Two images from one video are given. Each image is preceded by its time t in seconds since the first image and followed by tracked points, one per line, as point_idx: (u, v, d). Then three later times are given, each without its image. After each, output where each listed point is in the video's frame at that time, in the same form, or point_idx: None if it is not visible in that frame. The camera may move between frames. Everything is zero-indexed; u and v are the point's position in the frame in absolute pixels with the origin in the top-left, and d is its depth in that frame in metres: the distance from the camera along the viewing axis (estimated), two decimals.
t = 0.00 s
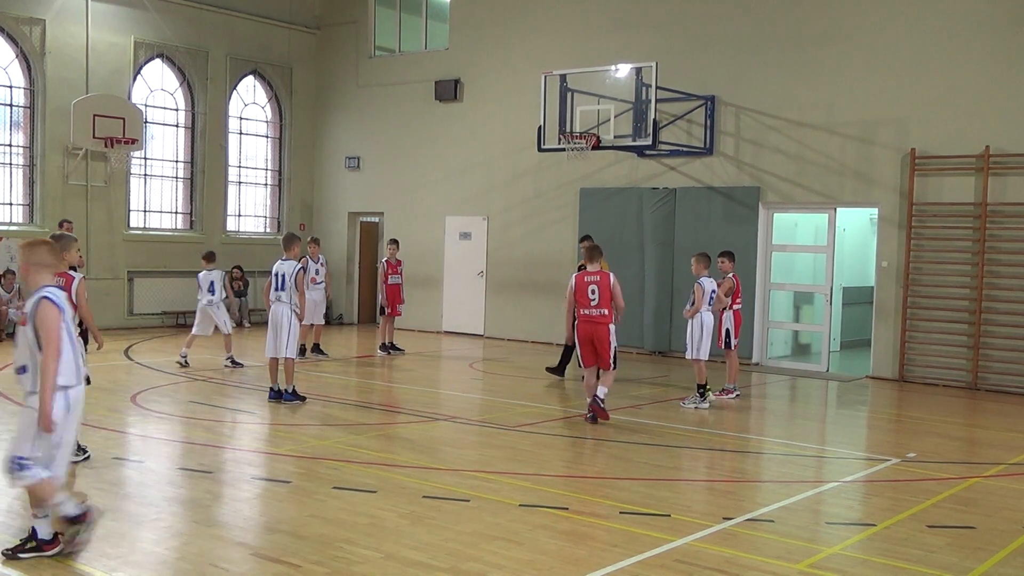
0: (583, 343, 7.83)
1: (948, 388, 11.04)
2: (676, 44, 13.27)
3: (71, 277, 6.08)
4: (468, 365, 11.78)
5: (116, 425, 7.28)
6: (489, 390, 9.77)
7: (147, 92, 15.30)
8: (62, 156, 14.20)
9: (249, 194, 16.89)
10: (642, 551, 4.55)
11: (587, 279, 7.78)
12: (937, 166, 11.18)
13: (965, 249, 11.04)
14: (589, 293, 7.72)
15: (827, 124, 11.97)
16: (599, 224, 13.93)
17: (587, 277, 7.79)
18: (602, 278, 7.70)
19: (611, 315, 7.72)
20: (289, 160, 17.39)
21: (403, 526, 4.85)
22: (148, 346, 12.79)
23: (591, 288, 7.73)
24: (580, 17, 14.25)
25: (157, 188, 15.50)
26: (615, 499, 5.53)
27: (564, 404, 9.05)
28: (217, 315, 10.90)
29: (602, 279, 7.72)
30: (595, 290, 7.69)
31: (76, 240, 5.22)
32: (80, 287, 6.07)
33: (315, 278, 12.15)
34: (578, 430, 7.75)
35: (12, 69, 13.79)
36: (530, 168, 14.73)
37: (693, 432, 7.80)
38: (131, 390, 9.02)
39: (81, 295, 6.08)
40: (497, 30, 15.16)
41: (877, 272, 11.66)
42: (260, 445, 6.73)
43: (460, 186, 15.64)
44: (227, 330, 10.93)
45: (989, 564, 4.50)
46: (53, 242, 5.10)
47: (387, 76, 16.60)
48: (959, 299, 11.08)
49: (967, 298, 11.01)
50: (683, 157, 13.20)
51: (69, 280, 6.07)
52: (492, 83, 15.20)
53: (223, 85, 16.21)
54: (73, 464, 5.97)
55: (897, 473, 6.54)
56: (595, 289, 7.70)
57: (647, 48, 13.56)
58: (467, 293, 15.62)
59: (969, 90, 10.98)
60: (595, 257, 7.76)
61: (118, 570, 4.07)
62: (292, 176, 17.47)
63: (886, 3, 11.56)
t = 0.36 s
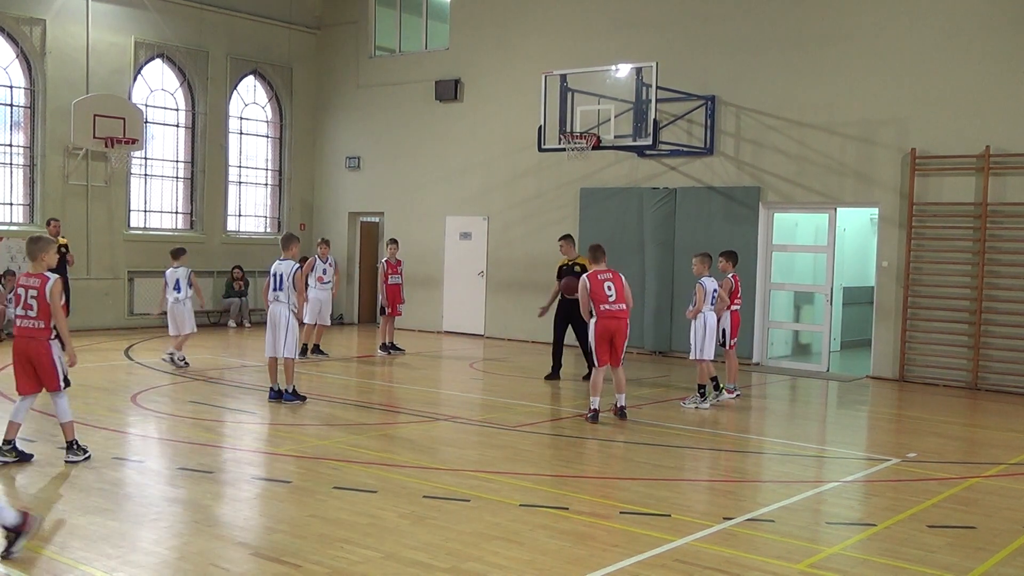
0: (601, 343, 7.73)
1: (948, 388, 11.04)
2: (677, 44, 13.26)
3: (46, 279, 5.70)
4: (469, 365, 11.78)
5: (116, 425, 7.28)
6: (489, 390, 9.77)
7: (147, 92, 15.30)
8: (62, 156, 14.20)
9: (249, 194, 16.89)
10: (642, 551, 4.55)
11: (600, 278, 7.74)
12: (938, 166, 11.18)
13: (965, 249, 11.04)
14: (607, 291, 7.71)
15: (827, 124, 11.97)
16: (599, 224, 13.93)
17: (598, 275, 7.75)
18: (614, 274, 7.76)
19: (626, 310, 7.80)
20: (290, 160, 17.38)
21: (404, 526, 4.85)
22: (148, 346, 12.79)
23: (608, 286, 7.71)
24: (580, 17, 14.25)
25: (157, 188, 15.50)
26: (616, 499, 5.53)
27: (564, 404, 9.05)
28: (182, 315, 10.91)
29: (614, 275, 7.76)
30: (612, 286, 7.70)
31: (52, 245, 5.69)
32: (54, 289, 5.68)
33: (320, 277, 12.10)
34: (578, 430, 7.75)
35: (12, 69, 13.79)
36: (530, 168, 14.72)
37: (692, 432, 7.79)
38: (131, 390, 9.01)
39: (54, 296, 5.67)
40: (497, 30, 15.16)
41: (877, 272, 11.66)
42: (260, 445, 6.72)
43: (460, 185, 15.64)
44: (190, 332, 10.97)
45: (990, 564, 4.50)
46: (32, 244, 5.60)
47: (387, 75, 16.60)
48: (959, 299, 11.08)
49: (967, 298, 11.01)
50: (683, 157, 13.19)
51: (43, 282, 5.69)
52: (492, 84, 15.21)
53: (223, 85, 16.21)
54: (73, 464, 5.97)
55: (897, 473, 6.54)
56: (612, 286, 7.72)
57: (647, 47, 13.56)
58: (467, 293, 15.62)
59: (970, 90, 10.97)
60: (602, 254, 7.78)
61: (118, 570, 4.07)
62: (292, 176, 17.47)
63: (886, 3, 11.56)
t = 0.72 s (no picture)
0: (626, 347, 7.69)
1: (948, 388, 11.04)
2: (676, 44, 13.27)
3: (14, 278, 5.73)
4: (468, 365, 11.79)
5: (116, 425, 7.29)
6: (488, 390, 9.77)
7: (147, 92, 15.30)
8: (62, 157, 14.20)
9: (249, 194, 16.88)
10: (642, 551, 4.55)
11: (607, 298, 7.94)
12: (938, 166, 11.18)
13: (964, 249, 11.04)
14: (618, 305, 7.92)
15: (827, 124, 11.97)
16: (599, 224, 13.93)
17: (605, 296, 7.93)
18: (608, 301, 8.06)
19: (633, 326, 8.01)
20: (290, 160, 17.38)
21: (404, 526, 4.85)
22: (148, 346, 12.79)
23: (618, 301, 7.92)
24: (580, 18, 14.25)
25: (157, 188, 15.50)
26: (616, 499, 5.54)
27: (563, 404, 9.06)
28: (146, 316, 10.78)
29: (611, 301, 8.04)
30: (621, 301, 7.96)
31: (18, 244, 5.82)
32: (21, 288, 5.72)
33: (322, 277, 12.05)
34: (578, 430, 7.75)
35: (12, 69, 13.78)
36: (530, 168, 14.73)
37: (692, 432, 7.80)
38: (130, 390, 9.02)
39: (20, 295, 5.71)
40: (496, 30, 15.17)
41: (877, 272, 11.66)
42: (259, 445, 6.72)
43: (460, 185, 15.64)
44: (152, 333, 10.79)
45: (990, 563, 4.51)
46: None
47: (387, 76, 16.60)
48: (959, 299, 11.08)
49: (967, 298, 11.01)
50: (683, 157, 13.20)
51: (10, 281, 5.71)
52: (491, 84, 15.21)
53: (223, 85, 16.21)
54: (73, 464, 5.97)
55: (897, 473, 6.54)
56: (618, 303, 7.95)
57: (647, 48, 13.56)
58: (467, 293, 15.62)
59: (969, 90, 10.97)
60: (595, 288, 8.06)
61: (118, 570, 4.07)
62: (292, 176, 17.47)
63: (886, 3, 11.56)
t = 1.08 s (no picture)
0: (633, 350, 7.65)
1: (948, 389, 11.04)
2: (676, 44, 13.27)
3: None
4: (468, 365, 11.81)
5: (116, 425, 7.29)
6: (488, 390, 9.78)
7: (147, 92, 15.30)
8: (62, 157, 14.21)
9: (249, 194, 16.88)
10: (642, 551, 4.55)
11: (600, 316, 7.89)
12: (938, 166, 11.17)
13: (965, 249, 11.04)
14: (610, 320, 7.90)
15: (827, 124, 11.97)
16: (599, 224, 13.94)
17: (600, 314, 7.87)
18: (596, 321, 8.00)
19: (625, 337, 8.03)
20: (290, 160, 17.37)
21: (404, 526, 4.85)
22: (148, 346, 12.80)
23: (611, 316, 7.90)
24: (580, 18, 14.26)
25: (157, 188, 15.49)
26: (616, 499, 5.54)
27: (563, 404, 9.06)
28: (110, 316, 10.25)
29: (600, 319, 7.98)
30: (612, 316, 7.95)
31: None
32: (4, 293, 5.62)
33: (321, 277, 12.00)
34: (578, 429, 7.75)
35: (12, 69, 13.79)
36: (530, 168, 14.73)
37: (691, 432, 7.80)
38: (130, 390, 9.02)
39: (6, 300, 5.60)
40: (496, 30, 15.17)
41: (877, 272, 11.66)
42: (259, 445, 6.73)
43: (460, 186, 15.65)
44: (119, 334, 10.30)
45: (990, 564, 4.51)
46: None
47: (387, 76, 16.60)
48: (959, 299, 11.07)
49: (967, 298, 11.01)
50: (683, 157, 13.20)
51: None
52: (491, 84, 15.20)
53: (223, 85, 16.21)
54: (73, 464, 5.98)
55: (897, 473, 6.54)
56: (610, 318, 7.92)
57: (646, 48, 13.57)
58: (467, 293, 15.62)
59: (969, 90, 10.98)
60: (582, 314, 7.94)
61: (118, 570, 4.07)
62: (292, 176, 17.47)
63: (885, 3, 11.57)
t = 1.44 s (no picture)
0: (634, 351, 7.63)
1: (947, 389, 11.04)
2: (675, 44, 13.28)
3: None
4: (468, 365, 11.82)
5: (116, 425, 7.30)
6: (488, 391, 9.78)
7: (147, 92, 15.31)
8: (61, 156, 14.20)
9: (249, 194, 16.88)
10: (642, 551, 4.55)
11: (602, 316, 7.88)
12: (938, 166, 11.17)
13: (964, 250, 11.04)
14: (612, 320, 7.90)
15: (826, 125, 11.98)
16: (599, 225, 13.94)
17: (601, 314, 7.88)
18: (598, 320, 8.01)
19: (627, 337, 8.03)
20: (289, 161, 17.37)
21: (403, 526, 4.85)
22: (147, 346, 12.81)
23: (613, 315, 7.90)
24: (579, 18, 14.26)
25: (157, 188, 15.49)
26: (616, 499, 5.54)
27: (563, 404, 9.06)
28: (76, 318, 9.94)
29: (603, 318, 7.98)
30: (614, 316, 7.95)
31: None
32: None
33: (315, 278, 12.02)
34: (578, 430, 7.76)
35: (12, 69, 13.79)
36: (529, 168, 14.74)
37: (691, 432, 7.80)
38: (130, 390, 9.03)
39: None
40: (496, 30, 15.17)
41: (876, 273, 11.66)
42: (258, 445, 6.73)
43: (460, 186, 15.65)
44: (92, 337, 10.00)
45: (989, 564, 4.51)
46: None
47: (387, 76, 16.60)
48: (959, 299, 11.08)
49: (966, 299, 11.01)
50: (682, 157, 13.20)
51: None
52: (491, 84, 15.21)
53: (222, 85, 16.21)
54: (72, 464, 5.98)
55: (897, 473, 6.55)
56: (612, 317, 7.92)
57: (646, 48, 13.57)
58: (467, 293, 15.62)
59: (969, 90, 10.98)
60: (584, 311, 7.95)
61: (117, 570, 4.07)
62: (292, 176, 17.47)
63: (885, 4, 11.57)
